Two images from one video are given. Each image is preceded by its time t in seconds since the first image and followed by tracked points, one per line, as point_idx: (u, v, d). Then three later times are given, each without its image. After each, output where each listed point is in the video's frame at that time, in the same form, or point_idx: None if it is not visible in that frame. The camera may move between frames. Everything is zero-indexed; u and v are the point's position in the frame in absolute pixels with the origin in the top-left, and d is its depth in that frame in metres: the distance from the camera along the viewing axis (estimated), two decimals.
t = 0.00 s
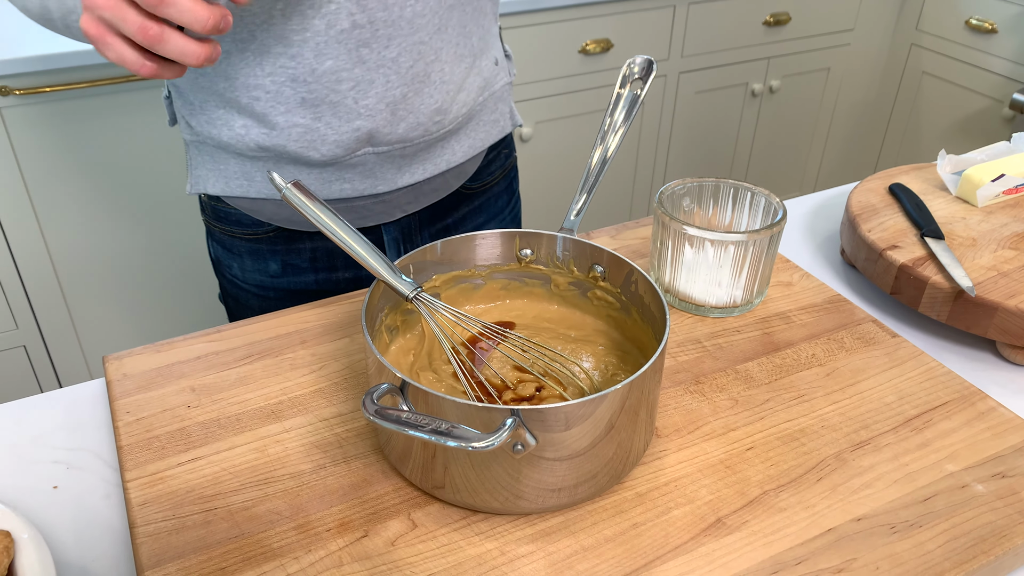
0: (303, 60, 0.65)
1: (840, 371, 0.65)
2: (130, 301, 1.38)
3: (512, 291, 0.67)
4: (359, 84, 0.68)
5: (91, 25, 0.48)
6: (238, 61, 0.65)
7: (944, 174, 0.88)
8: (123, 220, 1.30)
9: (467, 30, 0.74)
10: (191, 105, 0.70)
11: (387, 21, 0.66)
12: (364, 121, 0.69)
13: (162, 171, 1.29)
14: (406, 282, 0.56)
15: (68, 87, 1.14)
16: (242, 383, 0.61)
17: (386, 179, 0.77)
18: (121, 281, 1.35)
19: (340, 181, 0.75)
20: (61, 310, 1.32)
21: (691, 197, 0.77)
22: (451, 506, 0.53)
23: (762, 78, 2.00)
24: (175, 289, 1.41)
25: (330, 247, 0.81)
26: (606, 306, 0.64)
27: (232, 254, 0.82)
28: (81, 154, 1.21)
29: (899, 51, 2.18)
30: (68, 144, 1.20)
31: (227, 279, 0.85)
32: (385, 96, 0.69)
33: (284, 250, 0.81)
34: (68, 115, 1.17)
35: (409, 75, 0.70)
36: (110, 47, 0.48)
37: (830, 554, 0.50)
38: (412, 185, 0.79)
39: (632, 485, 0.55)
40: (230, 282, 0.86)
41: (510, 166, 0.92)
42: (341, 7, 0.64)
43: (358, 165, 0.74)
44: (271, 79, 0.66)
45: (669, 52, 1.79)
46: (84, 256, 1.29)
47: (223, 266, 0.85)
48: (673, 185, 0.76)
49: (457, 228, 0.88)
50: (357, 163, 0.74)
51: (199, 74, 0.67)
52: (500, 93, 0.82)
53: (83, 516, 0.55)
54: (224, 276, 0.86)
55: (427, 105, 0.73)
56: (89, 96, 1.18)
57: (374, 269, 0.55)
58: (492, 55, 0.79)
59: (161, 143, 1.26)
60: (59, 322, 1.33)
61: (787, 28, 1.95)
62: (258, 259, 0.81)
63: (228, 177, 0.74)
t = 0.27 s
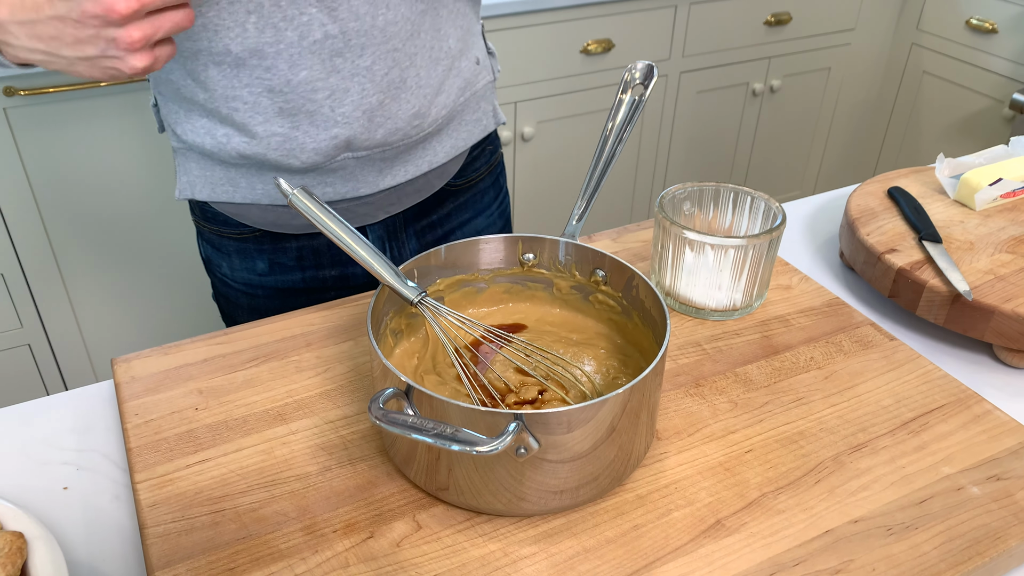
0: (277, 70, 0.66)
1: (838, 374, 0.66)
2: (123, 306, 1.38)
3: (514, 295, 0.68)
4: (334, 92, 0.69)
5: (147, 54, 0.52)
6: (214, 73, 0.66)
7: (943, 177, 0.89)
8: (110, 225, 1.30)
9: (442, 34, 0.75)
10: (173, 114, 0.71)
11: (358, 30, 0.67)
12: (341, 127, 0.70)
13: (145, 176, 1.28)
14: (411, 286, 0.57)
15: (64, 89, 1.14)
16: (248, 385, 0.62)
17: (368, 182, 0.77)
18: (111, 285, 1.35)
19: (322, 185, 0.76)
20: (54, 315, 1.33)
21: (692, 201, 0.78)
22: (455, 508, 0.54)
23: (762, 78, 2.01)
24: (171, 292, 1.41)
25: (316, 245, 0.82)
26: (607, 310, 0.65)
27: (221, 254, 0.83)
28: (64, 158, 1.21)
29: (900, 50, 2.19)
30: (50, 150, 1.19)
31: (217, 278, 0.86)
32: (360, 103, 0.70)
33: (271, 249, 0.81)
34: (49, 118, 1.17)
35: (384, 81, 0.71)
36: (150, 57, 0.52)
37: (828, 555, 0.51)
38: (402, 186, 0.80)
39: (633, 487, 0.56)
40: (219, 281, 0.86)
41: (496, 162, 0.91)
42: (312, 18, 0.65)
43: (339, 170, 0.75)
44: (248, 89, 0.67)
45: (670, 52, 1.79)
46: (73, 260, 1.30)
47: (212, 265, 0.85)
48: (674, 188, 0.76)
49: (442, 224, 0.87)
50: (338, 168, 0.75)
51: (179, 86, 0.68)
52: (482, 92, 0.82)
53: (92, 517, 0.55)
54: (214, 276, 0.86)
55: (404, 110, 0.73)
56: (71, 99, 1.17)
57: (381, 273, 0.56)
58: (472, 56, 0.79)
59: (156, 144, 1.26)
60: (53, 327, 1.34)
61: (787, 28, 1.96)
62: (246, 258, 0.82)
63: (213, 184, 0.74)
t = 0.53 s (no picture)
0: (275, 81, 0.67)
1: (836, 379, 0.67)
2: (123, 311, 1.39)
3: (517, 301, 0.69)
4: (331, 101, 0.70)
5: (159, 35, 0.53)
6: (212, 86, 0.66)
7: (940, 182, 0.90)
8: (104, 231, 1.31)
9: (432, 36, 0.75)
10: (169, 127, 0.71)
11: (353, 41, 0.68)
12: (339, 134, 0.71)
13: (136, 183, 1.28)
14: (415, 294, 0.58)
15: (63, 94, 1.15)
16: (256, 391, 0.64)
17: (365, 184, 0.79)
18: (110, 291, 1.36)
19: (322, 189, 0.77)
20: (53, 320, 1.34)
21: (691, 208, 0.79)
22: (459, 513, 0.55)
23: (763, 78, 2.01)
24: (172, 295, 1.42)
25: (315, 245, 0.83)
26: (608, 316, 0.66)
27: (220, 255, 0.83)
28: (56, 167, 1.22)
29: (900, 50, 2.19)
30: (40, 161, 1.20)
31: (217, 279, 0.86)
32: (357, 110, 0.71)
33: (271, 249, 0.82)
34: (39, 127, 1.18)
35: (379, 88, 0.72)
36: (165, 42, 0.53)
37: (824, 558, 0.52)
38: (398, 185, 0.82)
39: (634, 491, 0.57)
40: (219, 281, 0.87)
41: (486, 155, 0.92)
42: (308, 29, 0.65)
43: (336, 173, 0.77)
44: (247, 101, 0.67)
45: (671, 52, 1.80)
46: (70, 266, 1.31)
47: (212, 267, 0.86)
48: (671, 194, 0.77)
49: (436, 218, 0.88)
50: (336, 172, 0.76)
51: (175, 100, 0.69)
52: (470, 87, 0.84)
53: (103, 521, 0.57)
54: (214, 277, 0.87)
55: (399, 114, 0.74)
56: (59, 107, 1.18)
57: (383, 281, 0.57)
58: (460, 55, 0.80)
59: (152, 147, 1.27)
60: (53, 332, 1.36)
61: (787, 28, 1.97)
62: (246, 259, 0.83)
63: (213, 192, 0.75)
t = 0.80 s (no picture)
0: (289, 93, 0.68)
1: (833, 386, 0.68)
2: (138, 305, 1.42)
3: (519, 309, 0.70)
4: (342, 109, 0.71)
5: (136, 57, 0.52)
6: (227, 99, 0.68)
7: (937, 189, 0.91)
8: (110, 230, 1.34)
9: (436, 39, 0.76)
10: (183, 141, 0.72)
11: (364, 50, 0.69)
12: (352, 141, 0.73)
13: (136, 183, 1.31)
14: (417, 303, 0.59)
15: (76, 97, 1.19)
16: (262, 399, 0.65)
17: (377, 186, 0.80)
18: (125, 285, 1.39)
19: (335, 195, 0.78)
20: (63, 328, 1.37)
21: (691, 215, 0.80)
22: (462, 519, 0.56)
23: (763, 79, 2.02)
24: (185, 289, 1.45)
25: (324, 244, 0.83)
26: (609, 324, 0.67)
27: (233, 256, 0.84)
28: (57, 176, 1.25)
29: (900, 51, 2.20)
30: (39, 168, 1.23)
31: (231, 281, 0.87)
32: (369, 117, 0.72)
33: (282, 248, 0.83)
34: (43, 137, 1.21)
35: (389, 95, 0.73)
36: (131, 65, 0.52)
37: (820, 564, 0.53)
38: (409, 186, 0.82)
39: (633, 498, 0.58)
40: (233, 284, 0.87)
41: (490, 149, 0.92)
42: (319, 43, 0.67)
43: (348, 178, 0.77)
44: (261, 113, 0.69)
45: (671, 54, 1.81)
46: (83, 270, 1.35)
47: (225, 269, 0.86)
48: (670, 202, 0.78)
49: (442, 213, 0.88)
50: (349, 177, 0.77)
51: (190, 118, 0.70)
52: (476, 84, 0.84)
53: (113, 526, 0.58)
54: (227, 278, 0.88)
55: (409, 118, 0.75)
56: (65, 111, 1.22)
57: (383, 288, 0.58)
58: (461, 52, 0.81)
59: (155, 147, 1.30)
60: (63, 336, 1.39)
61: (787, 29, 1.97)
62: (258, 258, 0.83)
63: (230, 200, 0.77)
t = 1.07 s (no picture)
0: (328, 91, 0.68)
1: (832, 387, 0.69)
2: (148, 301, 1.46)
3: (520, 312, 0.70)
4: (381, 105, 0.71)
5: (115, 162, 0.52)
6: (268, 99, 0.69)
7: (935, 190, 0.92)
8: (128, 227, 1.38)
9: (464, 30, 0.77)
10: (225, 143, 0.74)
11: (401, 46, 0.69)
12: (390, 136, 0.73)
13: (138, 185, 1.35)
14: (420, 307, 0.60)
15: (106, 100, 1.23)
16: (267, 401, 0.65)
17: (413, 178, 0.80)
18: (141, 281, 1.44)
19: (373, 189, 0.78)
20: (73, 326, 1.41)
21: (691, 217, 0.80)
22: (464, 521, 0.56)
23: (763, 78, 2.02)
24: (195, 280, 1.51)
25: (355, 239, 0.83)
26: (609, 327, 0.67)
27: (265, 252, 0.84)
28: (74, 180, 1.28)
29: (900, 49, 2.20)
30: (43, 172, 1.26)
31: (263, 276, 0.87)
32: (406, 113, 0.73)
33: (316, 243, 0.83)
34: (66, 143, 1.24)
35: (424, 88, 0.73)
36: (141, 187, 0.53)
37: (818, 564, 0.54)
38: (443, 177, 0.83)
39: (633, 499, 0.58)
40: (265, 279, 0.87)
41: (518, 136, 0.91)
42: (357, 40, 0.67)
43: (385, 172, 0.78)
44: (303, 111, 0.69)
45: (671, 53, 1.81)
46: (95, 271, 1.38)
47: (256, 264, 0.86)
48: (671, 206, 0.79)
49: (470, 205, 0.88)
50: (386, 170, 0.77)
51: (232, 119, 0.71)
52: (500, 73, 0.85)
53: (121, 526, 0.59)
54: (259, 275, 0.88)
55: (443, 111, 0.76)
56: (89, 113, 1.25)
57: (385, 291, 0.58)
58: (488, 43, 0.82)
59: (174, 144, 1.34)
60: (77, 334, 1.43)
61: (787, 28, 1.97)
62: (291, 254, 0.83)
63: (269, 200, 0.78)
